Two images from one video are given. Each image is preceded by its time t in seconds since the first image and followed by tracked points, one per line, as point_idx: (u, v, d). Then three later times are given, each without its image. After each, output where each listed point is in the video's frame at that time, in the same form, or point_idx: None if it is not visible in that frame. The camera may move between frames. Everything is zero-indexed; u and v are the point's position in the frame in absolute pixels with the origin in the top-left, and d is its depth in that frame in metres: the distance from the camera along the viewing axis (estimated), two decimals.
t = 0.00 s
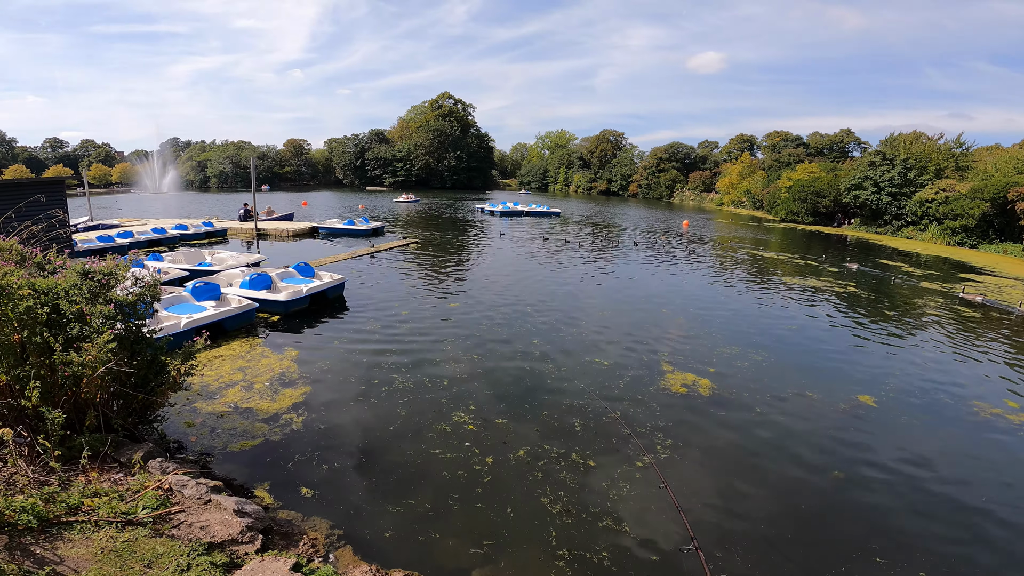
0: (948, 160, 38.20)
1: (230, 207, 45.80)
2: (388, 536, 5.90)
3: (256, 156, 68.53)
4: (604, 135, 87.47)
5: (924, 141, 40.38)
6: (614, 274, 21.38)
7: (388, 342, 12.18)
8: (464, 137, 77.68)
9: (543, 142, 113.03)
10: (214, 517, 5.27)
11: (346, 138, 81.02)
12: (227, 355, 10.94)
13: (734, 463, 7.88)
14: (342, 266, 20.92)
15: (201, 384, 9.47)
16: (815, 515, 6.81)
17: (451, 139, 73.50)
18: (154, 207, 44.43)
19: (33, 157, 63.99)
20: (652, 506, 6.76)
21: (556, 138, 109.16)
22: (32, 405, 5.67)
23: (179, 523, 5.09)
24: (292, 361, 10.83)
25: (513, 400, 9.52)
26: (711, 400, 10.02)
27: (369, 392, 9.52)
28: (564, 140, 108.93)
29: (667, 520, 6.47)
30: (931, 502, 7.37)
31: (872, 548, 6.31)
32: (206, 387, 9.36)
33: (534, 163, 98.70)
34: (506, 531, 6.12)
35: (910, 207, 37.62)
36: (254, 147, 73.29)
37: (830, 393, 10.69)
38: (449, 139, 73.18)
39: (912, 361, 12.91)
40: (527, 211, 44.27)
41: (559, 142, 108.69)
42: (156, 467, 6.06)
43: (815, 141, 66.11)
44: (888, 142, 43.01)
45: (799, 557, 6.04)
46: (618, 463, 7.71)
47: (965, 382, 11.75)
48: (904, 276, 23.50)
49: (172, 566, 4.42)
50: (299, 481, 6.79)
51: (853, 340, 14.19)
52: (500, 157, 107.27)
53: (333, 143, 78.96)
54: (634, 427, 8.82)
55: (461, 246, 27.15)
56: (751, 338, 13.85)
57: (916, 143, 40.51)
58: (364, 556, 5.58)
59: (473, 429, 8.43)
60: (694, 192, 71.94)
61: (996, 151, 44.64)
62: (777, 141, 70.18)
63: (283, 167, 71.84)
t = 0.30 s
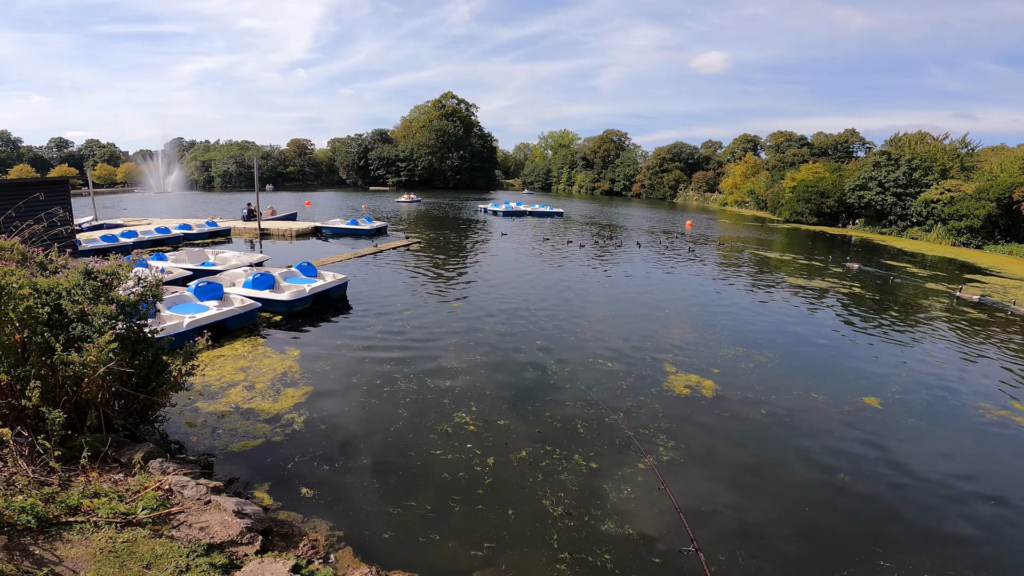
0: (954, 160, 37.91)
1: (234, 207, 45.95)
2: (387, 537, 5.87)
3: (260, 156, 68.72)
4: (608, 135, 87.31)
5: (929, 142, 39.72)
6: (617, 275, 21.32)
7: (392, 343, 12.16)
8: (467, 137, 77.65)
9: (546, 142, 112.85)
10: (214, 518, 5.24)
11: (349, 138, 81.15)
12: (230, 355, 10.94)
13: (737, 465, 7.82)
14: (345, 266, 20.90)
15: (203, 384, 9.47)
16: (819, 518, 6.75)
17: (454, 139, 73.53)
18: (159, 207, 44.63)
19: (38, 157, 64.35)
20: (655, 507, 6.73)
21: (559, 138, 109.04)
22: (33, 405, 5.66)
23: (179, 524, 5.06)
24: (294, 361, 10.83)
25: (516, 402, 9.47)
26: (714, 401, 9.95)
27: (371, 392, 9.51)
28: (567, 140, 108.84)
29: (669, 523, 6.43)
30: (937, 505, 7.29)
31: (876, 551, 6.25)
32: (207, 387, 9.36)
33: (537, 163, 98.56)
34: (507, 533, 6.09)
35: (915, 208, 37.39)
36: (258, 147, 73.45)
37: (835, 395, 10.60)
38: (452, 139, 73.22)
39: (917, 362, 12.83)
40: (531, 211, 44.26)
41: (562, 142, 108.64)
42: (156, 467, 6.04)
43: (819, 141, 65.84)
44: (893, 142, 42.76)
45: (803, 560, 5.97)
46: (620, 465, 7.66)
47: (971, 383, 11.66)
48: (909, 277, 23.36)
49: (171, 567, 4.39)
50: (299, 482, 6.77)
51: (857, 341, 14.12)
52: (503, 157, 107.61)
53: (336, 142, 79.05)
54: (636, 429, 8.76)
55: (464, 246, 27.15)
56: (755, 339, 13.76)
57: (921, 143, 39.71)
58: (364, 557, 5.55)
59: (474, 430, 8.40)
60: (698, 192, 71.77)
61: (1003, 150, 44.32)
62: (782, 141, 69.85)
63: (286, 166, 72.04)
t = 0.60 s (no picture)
0: (965, 161, 37.42)
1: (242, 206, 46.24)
2: (388, 538, 5.85)
3: (268, 156, 69.17)
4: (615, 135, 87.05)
5: (940, 142, 39.46)
6: (623, 275, 21.20)
7: (397, 342, 12.15)
8: (474, 137, 77.72)
9: (553, 143, 112.70)
10: (216, 517, 5.24)
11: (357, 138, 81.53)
12: (235, 353, 10.99)
13: (743, 469, 7.71)
14: (351, 266, 20.95)
15: (209, 382, 9.51)
16: (825, 522, 6.64)
17: (461, 139, 73.61)
18: (168, 206, 45.02)
19: (50, 156, 65.24)
20: (659, 510, 6.65)
21: (565, 138, 108.75)
22: (38, 402, 5.68)
23: (181, 522, 5.07)
24: (299, 360, 10.85)
25: (520, 402, 9.43)
26: (721, 404, 9.85)
27: (376, 392, 9.50)
28: (574, 141, 108.64)
29: (673, 526, 6.35)
30: (947, 509, 7.15)
31: (881, 555, 6.15)
32: (213, 385, 9.39)
33: (544, 163, 98.39)
34: (509, 535, 6.03)
35: (926, 209, 36.92)
36: (266, 147, 73.98)
37: (843, 399, 10.46)
38: (458, 138, 73.30)
39: (927, 365, 12.64)
40: (537, 211, 44.21)
41: (569, 142, 108.47)
42: (160, 466, 6.06)
43: (829, 142, 65.29)
44: (904, 143, 42.28)
45: (810, 565, 5.87)
46: (625, 467, 7.59)
47: (982, 387, 11.47)
48: (920, 279, 23.07)
49: (172, 566, 4.38)
50: (301, 481, 6.77)
51: (865, 344, 13.95)
52: (510, 158, 107.66)
53: (344, 142, 79.36)
54: (641, 431, 8.67)
55: (470, 246, 27.14)
56: (763, 341, 13.62)
57: (933, 143, 39.62)
58: (364, 558, 5.52)
59: (477, 431, 8.36)
60: (705, 193, 71.35)
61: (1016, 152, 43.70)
62: (791, 141, 69.27)
63: (295, 166, 72.50)
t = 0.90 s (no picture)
0: (981, 163, 36.80)
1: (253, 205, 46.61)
2: (391, 536, 5.85)
3: (279, 155, 69.72)
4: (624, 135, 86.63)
5: (955, 143, 38.86)
6: (631, 276, 21.07)
7: (404, 341, 12.18)
8: (483, 136, 77.74)
9: (562, 142, 112.47)
10: (222, 514, 5.27)
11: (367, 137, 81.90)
12: (244, 351, 11.07)
13: (751, 472, 7.61)
14: (360, 264, 21.03)
15: (218, 379, 9.59)
16: (833, 526, 6.56)
17: (469, 139, 73.67)
18: (181, 204, 45.52)
19: (65, 155, 66.32)
20: (665, 513, 6.58)
21: (574, 138, 108.43)
22: (49, 398, 5.74)
23: (187, 519, 5.10)
24: (307, 358, 10.90)
25: (527, 403, 9.39)
26: (729, 406, 9.74)
27: (382, 390, 9.52)
28: (583, 140, 108.34)
29: (677, 528, 6.30)
30: (961, 515, 7.02)
31: (887, 560, 6.07)
32: (222, 382, 9.47)
33: (552, 163, 98.18)
34: (513, 536, 6.00)
35: (940, 211, 36.30)
36: (277, 145, 74.62)
37: (853, 402, 10.29)
38: (467, 138, 73.36)
39: (940, 369, 12.42)
40: (546, 211, 44.16)
41: (578, 142, 108.25)
42: (168, 462, 6.11)
43: (841, 143, 64.51)
44: (919, 144, 41.62)
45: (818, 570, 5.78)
46: (631, 469, 7.53)
47: (996, 391, 11.24)
48: (933, 282, 22.71)
49: (177, 562, 4.41)
50: (307, 478, 6.80)
51: (876, 346, 13.75)
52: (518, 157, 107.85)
53: (353, 141, 79.78)
54: (647, 433, 8.60)
55: (478, 246, 27.13)
56: (772, 343, 13.48)
57: (948, 144, 38.97)
58: (368, 557, 5.53)
59: (482, 431, 8.34)
60: (715, 194, 70.80)
61: None
62: (802, 142, 68.54)
63: (305, 165, 73.02)
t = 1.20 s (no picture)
0: (996, 163, 36.16)
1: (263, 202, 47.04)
2: (397, 535, 5.83)
3: (288, 152, 70.25)
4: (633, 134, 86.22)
5: (970, 143, 38.26)
6: (640, 275, 20.97)
7: (413, 339, 12.19)
8: (491, 134, 77.74)
9: (571, 141, 112.20)
10: (229, 511, 5.28)
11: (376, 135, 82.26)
12: (254, 347, 11.14)
13: (761, 474, 7.52)
14: (368, 261, 21.10)
15: (227, 375, 9.66)
16: (844, 530, 6.45)
17: (478, 137, 73.74)
18: (193, 201, 46.05)
19: (80, 152, 67.34)
20: (672, 515, 6.51)
21: (583, 136, 107.98)
22: (61, 394, 5.79)
23: (195, 516, 5.12)
24: (316, 355, 10.96)
25: (534, 402, 9.35)
26: (739, 407, 9.64)
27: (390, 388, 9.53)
28: (592, 139, 108.01)
29: (683, 529, 6.25)
30: (977, 520, 6.88)
31: (901, 567, 5.94)
32: (231, 379, 9.53)
33: (561, 161, 97.90)
34: (519, 536, 5.96)
35: (954, 212, 35.75)
36: (288, 143, 75.12)
37: (866, 405, 10.15)
38: (476, 136, 73.42)
39: (953, 371, 12.22)
40: (554, 210, 44.10)
41: (586, 141, 107.91)
42: (177, 459, 6.14)
43: (854, 142, 63.79)
44: (933, 143, 41.01)
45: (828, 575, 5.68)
46: (638, 469, 7.47)
47: (1013, 395, 11.03)
48: (946, 283, 22.38)
49: (184, 559, 4.42)
50: (314, 476, 6.82)
51: (889, 348, 13.57)
52: (527, 156, 107.79)
53: (363, 139, 80.16)
54: (656, 433, 8.53)
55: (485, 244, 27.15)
56: (782, 344, 13.34)
57: (963, 144, 38.37)
58: (374, 555, 5.52)
59: (489, 430, 8.31)
60: (725, 193, 70.31)
61: None
62: (814, 141, 67.90)
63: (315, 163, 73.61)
